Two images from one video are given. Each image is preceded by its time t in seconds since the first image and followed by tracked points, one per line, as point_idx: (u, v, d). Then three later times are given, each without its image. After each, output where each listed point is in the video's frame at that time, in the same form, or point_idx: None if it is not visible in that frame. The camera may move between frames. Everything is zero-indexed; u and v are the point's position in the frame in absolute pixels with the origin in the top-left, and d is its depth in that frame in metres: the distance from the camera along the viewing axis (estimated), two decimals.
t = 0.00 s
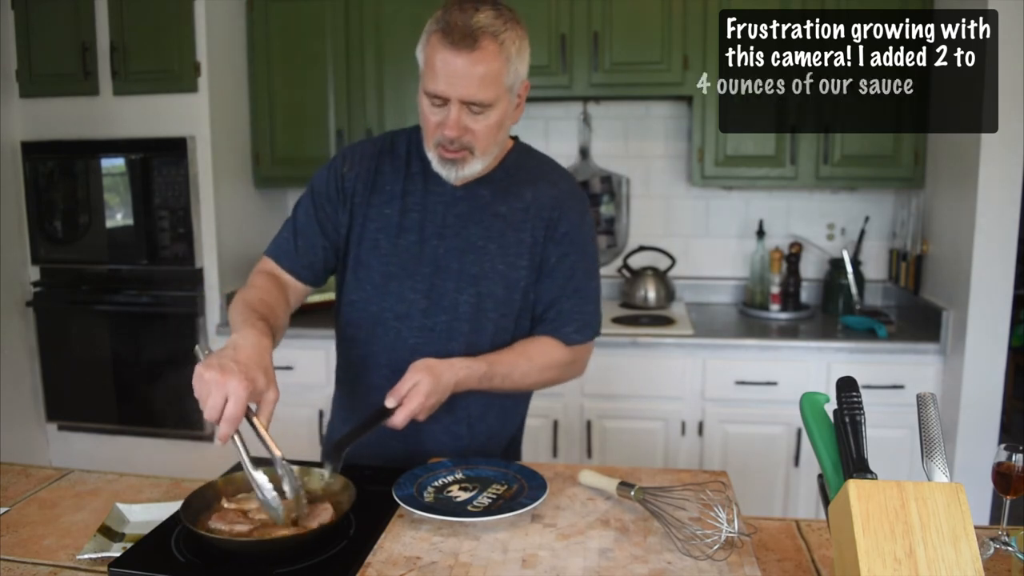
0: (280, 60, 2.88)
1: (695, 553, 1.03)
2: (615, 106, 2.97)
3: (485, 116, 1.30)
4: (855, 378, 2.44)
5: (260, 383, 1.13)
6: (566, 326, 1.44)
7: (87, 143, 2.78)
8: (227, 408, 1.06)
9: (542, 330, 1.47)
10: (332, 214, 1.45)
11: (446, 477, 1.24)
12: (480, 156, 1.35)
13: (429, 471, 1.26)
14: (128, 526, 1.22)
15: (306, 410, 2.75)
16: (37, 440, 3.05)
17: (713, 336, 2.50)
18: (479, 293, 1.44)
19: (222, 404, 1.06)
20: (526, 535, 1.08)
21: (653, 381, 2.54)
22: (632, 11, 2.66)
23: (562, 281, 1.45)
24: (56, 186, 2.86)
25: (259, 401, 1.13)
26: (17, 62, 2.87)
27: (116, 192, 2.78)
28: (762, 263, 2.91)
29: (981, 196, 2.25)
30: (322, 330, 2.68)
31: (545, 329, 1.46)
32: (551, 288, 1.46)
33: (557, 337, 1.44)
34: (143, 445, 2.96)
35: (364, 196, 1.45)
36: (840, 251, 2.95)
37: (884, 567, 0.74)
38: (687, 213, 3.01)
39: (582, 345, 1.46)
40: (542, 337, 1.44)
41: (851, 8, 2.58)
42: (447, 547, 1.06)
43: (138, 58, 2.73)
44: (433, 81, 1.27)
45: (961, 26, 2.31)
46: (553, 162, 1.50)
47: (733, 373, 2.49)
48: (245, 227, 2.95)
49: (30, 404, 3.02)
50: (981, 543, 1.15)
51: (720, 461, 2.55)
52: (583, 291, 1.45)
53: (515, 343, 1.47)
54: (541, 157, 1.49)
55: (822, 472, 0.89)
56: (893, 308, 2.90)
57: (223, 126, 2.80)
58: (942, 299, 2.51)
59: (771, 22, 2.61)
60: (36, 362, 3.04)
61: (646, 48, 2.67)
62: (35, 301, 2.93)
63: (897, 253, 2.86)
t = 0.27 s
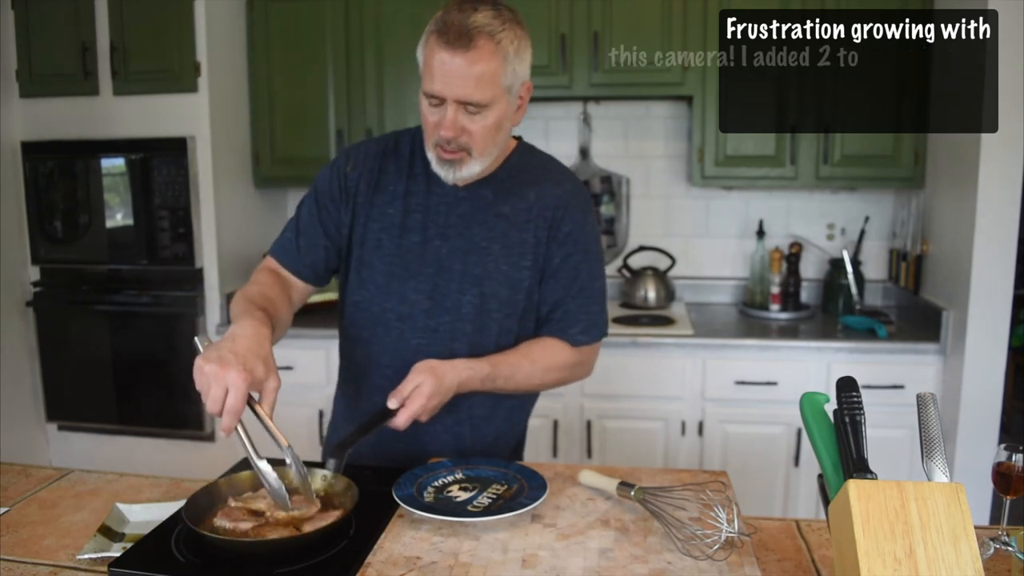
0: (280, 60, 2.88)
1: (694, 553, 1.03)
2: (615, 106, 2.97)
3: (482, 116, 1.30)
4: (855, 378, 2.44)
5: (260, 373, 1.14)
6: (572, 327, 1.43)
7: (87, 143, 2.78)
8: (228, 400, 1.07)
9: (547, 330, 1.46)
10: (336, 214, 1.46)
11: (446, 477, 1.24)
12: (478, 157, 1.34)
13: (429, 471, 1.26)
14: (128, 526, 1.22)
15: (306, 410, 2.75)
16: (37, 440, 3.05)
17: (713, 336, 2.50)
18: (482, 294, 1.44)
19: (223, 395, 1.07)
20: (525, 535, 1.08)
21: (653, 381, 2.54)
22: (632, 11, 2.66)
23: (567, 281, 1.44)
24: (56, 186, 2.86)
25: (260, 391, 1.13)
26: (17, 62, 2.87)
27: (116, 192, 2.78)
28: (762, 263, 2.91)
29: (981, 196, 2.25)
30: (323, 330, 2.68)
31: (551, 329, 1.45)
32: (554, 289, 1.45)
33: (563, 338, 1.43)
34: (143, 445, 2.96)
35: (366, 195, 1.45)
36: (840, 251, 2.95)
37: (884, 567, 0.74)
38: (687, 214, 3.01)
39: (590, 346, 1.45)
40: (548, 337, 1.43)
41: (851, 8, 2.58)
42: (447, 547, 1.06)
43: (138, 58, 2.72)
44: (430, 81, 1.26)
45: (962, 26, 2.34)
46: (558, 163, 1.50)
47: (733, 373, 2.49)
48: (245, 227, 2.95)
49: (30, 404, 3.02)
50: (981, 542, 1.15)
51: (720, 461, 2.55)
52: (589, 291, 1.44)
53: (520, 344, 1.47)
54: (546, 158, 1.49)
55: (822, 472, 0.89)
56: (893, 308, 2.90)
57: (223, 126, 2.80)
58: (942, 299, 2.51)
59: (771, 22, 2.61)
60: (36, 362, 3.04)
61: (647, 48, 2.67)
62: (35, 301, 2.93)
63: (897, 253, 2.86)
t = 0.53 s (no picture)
0: (280, 60, 2.88)
1: (695, 553, 1.03)
2: (615, 106, 2.97)
3: (477, 115, 1.30)
4: (855, 378, 2.44)
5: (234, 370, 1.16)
6: (574, 325, 1.43)
7: (87, 143, 2.78)
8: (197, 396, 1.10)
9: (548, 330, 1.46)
10: (328, 216, 1.47)
11: (446, 477, 1.24)
12: (474, 156, 1.34)
13: (429, 471, 1.26)
14: (128, 526, 1.22)
15: (306, 410, 2.75)
16: (37, 440, 3.05)
17: (713, 336, 2.50)
18: (483, 293, 1.43)
19: (195, 390, 1.11)
20: (526, 535, 1.08)
21: (653, 381, 2.54)
22: (632, 10, 2.66)
23: (567, 281, 1.44)
24: (56, 186, 2.86)
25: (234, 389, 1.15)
26: (17, 61, 2.87)
27: (116, 191, 2.78)
28: (762, 263, 2.91)
29: (981, 196, 2.25)
30: (323, 330, 2.68)
31: (552, 328, 1.45)
32: (555, 289, 1.45)
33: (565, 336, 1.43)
34: (143, 445, 2.96)
35: (358, 196, 1.46)
36: (840, 251, 2.95)
37: (883, 567, 0.74)
38: (687, 214, 3.01)
39: (592, 345, 1.45)
40: (550, 338, 1.43)
41: (851, 8, 2.58)
42: (447, 547, 1.06)
43: (138, 57, 2.73)
44: (425, 79, 1.27)
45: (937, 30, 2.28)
46: (558, 164, 1.50)
47: (733, 373, 2.49)
48: (244, 227, 2.95)
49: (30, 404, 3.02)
50: (981, 543, 1.15)
51: (720, 461, 2.55)
52: (591, 290, 1.44)
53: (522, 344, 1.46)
54: (545, 158, 1.49)
55: (822, 472, 0.89)
56: (893, 308, 2.90)
57: (223, 126, 2.80)
58: (942, 299, 2.51)
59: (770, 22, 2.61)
60: (36, 362, 3.04)
61: (647, 48, 2.67)
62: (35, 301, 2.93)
63: (897, 253, 2.86)
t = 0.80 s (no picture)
0: (280, 60, 2.88)
1: (695, 553, 1.03)
2: (615, 106, 2.97)
3: (438, 110, 1.29)
4: (855, 378, 2.44)
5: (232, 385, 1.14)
6: (564, 316, 1.43)
7: (87, 143, 2.78)
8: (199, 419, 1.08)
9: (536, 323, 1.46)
10: (306, 221, 1.47)
11: (446, 477, 1.24)
12: (440, 152, 1.33)
13: (429, 471, 1.26)
14: (128, 526, 1.22)
15: (306, 410, 2.75)
16: (37, 440, 3.05)
17: (713, 336, 2.50)
18: (464, 290, 1.43)
19: (195, 407, 1.09)
20: (525, 535, 1.08)
21: (653, 381, 2.54)
22: (632, 11, 2.66)
23: (554, 272, 1.44)
24: (57, 186, 2.86)
25: (233, 406, 1.13)
26: (17, 61, 2.88)
27: (116, 192, 2.78)
28: (762, 263, 2.91)
29: (981, 196, 2.25)
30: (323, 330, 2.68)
31: (542, 321, 1.45)
32: (542, 281, 1.45)
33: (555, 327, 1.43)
34: (143, 445, 2.96)
35: (336, 198, 1.46)
36: (840, 251, 2.95)
37: (883, 567, 0.74)
38: (687, 214, 3.01)
39: (582, 333, 1.45)
40: (543, 330, 1.42)
41: (851, 8, 2.58)
42: (447, 547, 1.06)
43: (138, 58, 2.73)
44: (382, 79, 1.26)
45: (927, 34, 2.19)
46: (535, 159, 1.50)
47: (733, 374, 2.49)
48: (244, 227, 2.95)
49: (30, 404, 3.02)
50: (981, 543, 1.15)
51: (720, 461, 2.55)
52: (577, 280, 1.44)
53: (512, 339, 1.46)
54: (520, 153, 1.49)
55: (822, 472, 0.89)
56: (894, 308, 2.90)
57: (223, 125, 2.80)
58: (942, 300, 2.51)
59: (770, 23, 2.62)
60: (36, 362, 3.04)
61: (646, 48, 2.67)
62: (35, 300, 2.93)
63: (897, 253, 2.85)
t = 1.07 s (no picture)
0: (279, 60, 2.88)
1: (695, 553, 1.03)
2: (615, 106, 2.97)
3: (371, 107, 1.28)
4: (855, 378, 2.44)
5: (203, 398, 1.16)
6: (532, 294, 1.44)
7: (87, 143, 2.78)
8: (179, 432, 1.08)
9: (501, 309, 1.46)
10: (255, 235, 1.46)
11: (446, 477, 1.24)
12: (378, 148, 1.31)
13: (429, 471, 1.26)
14: (128, 526, 1.22)
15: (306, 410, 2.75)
16: (37, 440, 3.05)
17: (713, 336, 2.49)
18: (426, 284, 1.43)
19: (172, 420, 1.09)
20: (526, 535, 1.08)
21: (653, 381, 2.54)
22: (632, 11, 2.66)
23: (516, 254, 1.45)
24: (56, 186, 2.86)
25: (208, 417, 1.15)
26: (17, 61, 2.88)
27: (116, 192, 2.78)
28: (762, 263, 2.91)
29: (981, 195, 2.25)
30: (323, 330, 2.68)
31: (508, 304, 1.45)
32: (506, 264, 1.45)
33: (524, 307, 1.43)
34: (143, 445, 2.96)
35: (285, 209, 1.45)
36: (840, 251, 2.95)
37: (884, 567, 0.74)
38: (687, 214, 3.01)
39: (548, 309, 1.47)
40: (512, 313, 1.43)
41: (852, 8, 2.58)
42: (447, 547, 1.06)
43: (138, 58, 2.72)
44: (313, 79, 1.25)
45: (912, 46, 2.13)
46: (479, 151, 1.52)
47: (733, 374, 2.49)
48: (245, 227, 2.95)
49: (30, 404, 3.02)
50: (981, 543, 1.15)
51: (720, 461, 2.55)
52: (537, 260, 1.46)
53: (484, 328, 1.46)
54: (465, 146, 1.51)
55: (822, 472, 0.89)
56: (894, 308, 2.90)
57: (223, 125, 2.80)
58: (942, 300, 2.51)
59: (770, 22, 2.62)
60: (36, 362, 3.04)
61: (646, 48, 2.67)
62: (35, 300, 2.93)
63: (897, 253, 2.85)
